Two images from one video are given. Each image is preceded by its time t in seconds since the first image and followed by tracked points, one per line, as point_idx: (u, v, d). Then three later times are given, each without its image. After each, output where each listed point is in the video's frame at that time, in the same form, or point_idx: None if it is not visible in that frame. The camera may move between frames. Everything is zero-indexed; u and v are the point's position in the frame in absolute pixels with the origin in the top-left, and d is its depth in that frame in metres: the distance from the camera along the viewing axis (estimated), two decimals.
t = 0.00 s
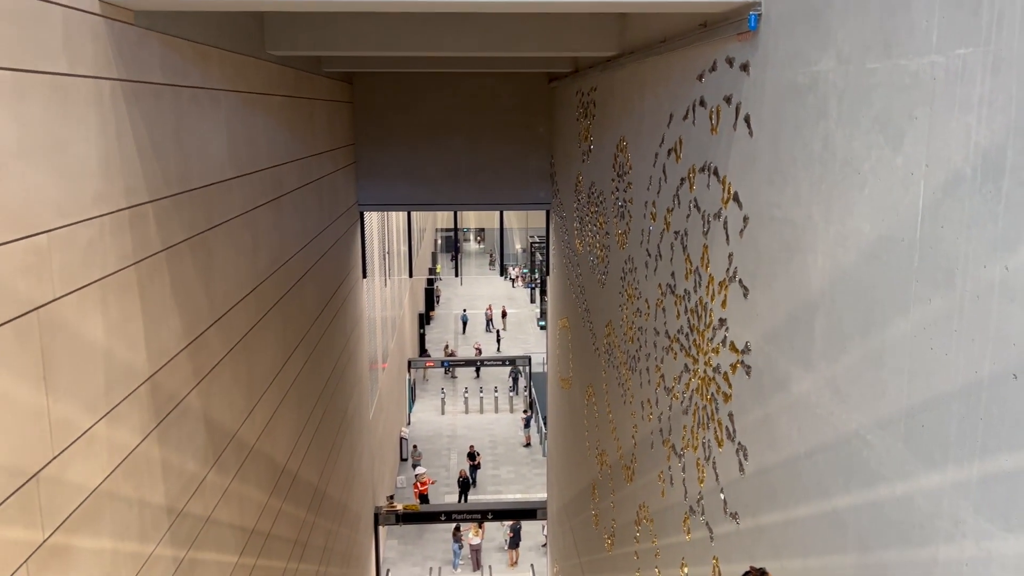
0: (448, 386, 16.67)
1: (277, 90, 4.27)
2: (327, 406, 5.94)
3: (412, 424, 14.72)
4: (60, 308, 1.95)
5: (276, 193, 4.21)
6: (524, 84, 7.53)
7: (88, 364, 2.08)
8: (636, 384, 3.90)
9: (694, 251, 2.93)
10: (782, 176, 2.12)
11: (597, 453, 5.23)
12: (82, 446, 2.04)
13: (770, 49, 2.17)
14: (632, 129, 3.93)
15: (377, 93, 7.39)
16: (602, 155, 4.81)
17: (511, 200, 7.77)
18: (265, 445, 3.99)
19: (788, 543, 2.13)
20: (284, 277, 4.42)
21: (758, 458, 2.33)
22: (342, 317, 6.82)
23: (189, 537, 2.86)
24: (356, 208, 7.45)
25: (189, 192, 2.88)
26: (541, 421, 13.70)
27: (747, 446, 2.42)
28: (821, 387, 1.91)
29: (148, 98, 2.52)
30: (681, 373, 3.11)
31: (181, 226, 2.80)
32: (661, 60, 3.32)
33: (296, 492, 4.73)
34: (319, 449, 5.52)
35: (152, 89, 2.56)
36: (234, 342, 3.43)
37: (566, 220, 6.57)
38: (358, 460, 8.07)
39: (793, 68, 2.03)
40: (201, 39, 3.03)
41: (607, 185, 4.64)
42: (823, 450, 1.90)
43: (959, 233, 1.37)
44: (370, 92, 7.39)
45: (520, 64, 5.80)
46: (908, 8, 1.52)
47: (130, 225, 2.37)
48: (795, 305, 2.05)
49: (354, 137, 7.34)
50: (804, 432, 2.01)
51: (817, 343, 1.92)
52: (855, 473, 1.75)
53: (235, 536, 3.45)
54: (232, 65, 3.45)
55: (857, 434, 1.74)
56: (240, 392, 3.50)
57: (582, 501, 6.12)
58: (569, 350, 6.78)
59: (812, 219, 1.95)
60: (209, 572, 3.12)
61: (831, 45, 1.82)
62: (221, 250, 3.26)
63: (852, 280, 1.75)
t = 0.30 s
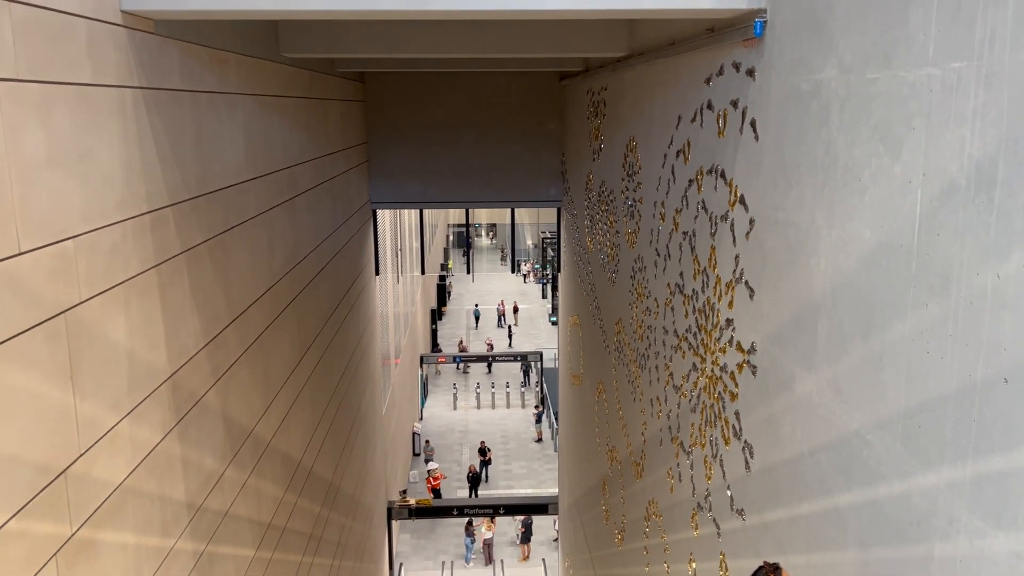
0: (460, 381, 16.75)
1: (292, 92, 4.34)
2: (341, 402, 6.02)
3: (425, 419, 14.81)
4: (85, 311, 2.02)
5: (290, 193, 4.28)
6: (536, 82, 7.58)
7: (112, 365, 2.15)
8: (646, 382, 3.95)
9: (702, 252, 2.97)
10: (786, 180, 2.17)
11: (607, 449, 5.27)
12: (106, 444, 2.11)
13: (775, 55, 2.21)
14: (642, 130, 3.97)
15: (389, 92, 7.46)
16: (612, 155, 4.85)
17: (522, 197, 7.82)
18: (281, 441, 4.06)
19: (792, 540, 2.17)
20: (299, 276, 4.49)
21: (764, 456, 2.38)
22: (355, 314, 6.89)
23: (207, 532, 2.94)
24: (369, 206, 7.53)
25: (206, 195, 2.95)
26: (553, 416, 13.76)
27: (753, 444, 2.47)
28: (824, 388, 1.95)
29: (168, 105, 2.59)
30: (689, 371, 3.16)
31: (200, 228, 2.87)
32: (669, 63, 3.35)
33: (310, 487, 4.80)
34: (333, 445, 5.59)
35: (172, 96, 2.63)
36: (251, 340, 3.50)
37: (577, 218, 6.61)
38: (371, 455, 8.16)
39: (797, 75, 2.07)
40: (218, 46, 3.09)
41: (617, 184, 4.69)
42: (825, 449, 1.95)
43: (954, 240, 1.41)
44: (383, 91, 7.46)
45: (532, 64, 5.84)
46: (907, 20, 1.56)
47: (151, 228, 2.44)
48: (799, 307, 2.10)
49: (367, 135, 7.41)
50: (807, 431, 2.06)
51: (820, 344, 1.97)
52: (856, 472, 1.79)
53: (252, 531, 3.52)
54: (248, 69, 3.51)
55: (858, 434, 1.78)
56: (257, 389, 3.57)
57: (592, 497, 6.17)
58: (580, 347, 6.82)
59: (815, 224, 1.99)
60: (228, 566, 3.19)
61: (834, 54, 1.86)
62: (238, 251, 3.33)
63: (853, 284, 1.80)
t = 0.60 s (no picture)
0: (470, 377, 16.83)
1: (305, 93, 4.40)
2: (353, 399, 6.09)
3: (436, 415, 14.90)
4: (108, 313, 2.09)
5: (303, 193, 4.34)
6: (545, 80, 7.62)
7: (133, 365, 2.22)
8: (654, 379, 4.00)
9: (708, 253, 3.02)
10: (789, 185, 2.21)
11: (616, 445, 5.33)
12: (128, 441, 2.18)
13: (778, 62, 2.25)
14: (650, 130, 4.01)
15: (400, 90, 7.52)
16: (621, 154, 4.89)
17: (532, 194, 7.87)
18: (295, 438, 4.13)
19: (795, 536, 2.23)
20: (312, 275, 4.56)
21: (767, 454, 2.43)
22: (367, 311, 6.96)
23: (224, 527, 3.01)
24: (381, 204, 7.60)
25: (222, 198, 3.01)
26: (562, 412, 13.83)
27: (757, 442, 2.52)
28: (825, 388, 2.00)
29: (185, 110, 2.65)
30: (696, 370, 3.21)
31: (216, 230, 2.94)
32: (677, 65, 3.40)
33: (323, 483, 4.88)
34: (345, 440, 5.67)
35: (189, 102, 2.69)
36: (265, 339, 3.57)
37: (586, 216, 6.66)
38: (382, 450, 8.24)
39: (800, 82, 2.11)
40: (233, 51, 3.15)
41: (626, 183, 4.73)
42: (826, 448, 2.00)
43: (948, 248, 1.46)
44: (394, 90, 7.52)
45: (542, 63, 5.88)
46: (903, 32, 1.60)
47: (170, 232, 2.50)
48: (801, 309, 2.15)
49: (378, 134, 7.48)
50: (809, 430, 2.11)
51: (821, 346, 2.02)
52: (856, 471, 1.84)
53: (267, 525, 3.60)
54: (262, 72, 3.57)
55: (857, 434, 1.83)
56: (271, 387, 3.64)
57: (601, 493, 6.23)
58: (589, 343, 6.87)
59: (817, 228, 2.04)
60: (243, 559, 3.27)
61: (835, 63, 1.91)
62: (253, 251, 3.40)
63: (853, 288, 1.85)
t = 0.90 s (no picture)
0: (478, 373, 16.91)
1: (314, 94, 4.45)
2: (362, 395, 6.16)
3: (444, 410, 14.98)
4: (127, 316, 2.15)
5: (314, 194, 4.40)
6: (552, 79, 7.66)
7: (151, 366, 2.29)
8: (659, 377, 4.05)
9: (713, 254, 3.07)
10: (790, 189, 2.26)
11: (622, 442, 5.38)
12: (146, 440, 2.25)
13: (779, 70, 2.30)
14: (656, 132, 4.06)
15: (409, 89, 7.56)
16: (628, 154, 4.94)
17: (539, 192, 7.92)
18: (306, 435, 4.20)
19: (796, 532, 2.28)
20: (322, 274, 4.62)
21: (769, 452, 2.48)
22: (376, 308, 7.03)
23: (238, 522, 3.08)
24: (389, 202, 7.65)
25: (235, 201, 3.07)
26: (570, 407, 13.89)
27: (759, 440, 2.57)
28: (825, 388, 2.05)
29: (200, 116, 2.71)
30: (700, 369, 3.26)
31: (229, 232, 3.00)
32: (682, 67, 3.44)
33: (333, 478, 4.95)
34: (355, 437, 5.74)
35: (203, 107, 2.75)
36: (277, 338, 3.63)
37: (593, 215, 6.70)
38: (391, 446, 8.32)
39: (801, 89, 2.16)
40: (245, 55, 3.21)
41: (632, 182, 4.78)
42: (826, 447, 2.05)
43: (941, 255, 1.51)
44: (402, 89, 7.56)
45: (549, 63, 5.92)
46: (899, 44, 1.65)
47: (185, 234, 2.57)
48: (802, 312, 2.20)
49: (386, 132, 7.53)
50: (809, 429, 2.16)
51: (821, 347, 2.07)
52: (854, 470, 1.89)
53: (279, 520, 3.67)
54: (273, 76, 3.63)
55: (855, 435, 1.88)
56: (283, 385, 3.71)
57: (608, 489, 6.29)
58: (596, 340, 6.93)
59: (816, 232, 2.09)
60: (257, 553, 3.34)
61: (835, 71, 1.95)
62: (265, 252, 3.46)
63: (851, 292, 1.90)
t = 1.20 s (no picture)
0: (483, 369, 16.98)
1: (323, 96, 4.51)
2: (369, 392, 6.22)
3: (449, 406, 15.05)
4: (143, 317, 2.21)
5: (322, 194, 4.46)
6: (558, 78, 7.71)
7: (167, 365, 2.35)
8: (663, 375, 4.11)
9: (715, 255, 3.13)
10: (790, 194, 2.31)
11: (626, 439, 5.44)
12: (162, 438, 2.31)
13: (779, 77, 2.35)
14: (659, 133, 4.11)
15: (415, 88, 7.61)
16: (632, 154, 4.99)
17: (544, 190, 7.98)
18: (315, 431, 4.27)
19: (794, 528, 2.33)
20: (330, 273, 4.68)
21: (769, 450, 2.53)
22: (383, 305, 7.09)
23: (249, 517, 3.15)
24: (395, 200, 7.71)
25: (246, 202, 3.14)
26: (575, 404, 13.95)
27: (759, 439, 2.63)
28: (822, 389, 2.11)
29: (212, 121, 2.77)
30: (703, 368, 3.32)
31: (241, 233, 3.06)
32: (685, 71, 3.49)
33: (341, 474, 5.02)
34: (362, 433, 5.81)
35: (216, 112, 2.81)
36: (287, 337, 3.70)
37: (598, 214, 6.76)
38: (398, 442, 8.39)
39: (800, 97, 2.21)
40: (256, 60, 3.27)
41: (636, 182, 4.83)
42: (823, 446, 2.11)
43: (931, 262, 1.56)
44: (409, 88, 7.61)
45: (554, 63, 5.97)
46: (894, 57, 1.70)
47: (199, 237, 2.63)
48: (800, 314, 2.25)
49: (393, 131, 7.59)
50: (807, 428, 2.21)
51: (819, 348, 2.12)
52: (850, 469, 1.95)
53: (289, 515, 3.74)
54: (283, 78, 3.69)
55: (851, 434, 1.94)
56: (293, 382, 3.78)
57: (612, 485, 6.36)
58: (601, 338, 6.98)
59: (814, 237, 2.14)
60: (268, 547, 3.41)
61: (832, 80, 2.00)
62: (275, 253, 3.52)
63: (847, 295, 1.95)
